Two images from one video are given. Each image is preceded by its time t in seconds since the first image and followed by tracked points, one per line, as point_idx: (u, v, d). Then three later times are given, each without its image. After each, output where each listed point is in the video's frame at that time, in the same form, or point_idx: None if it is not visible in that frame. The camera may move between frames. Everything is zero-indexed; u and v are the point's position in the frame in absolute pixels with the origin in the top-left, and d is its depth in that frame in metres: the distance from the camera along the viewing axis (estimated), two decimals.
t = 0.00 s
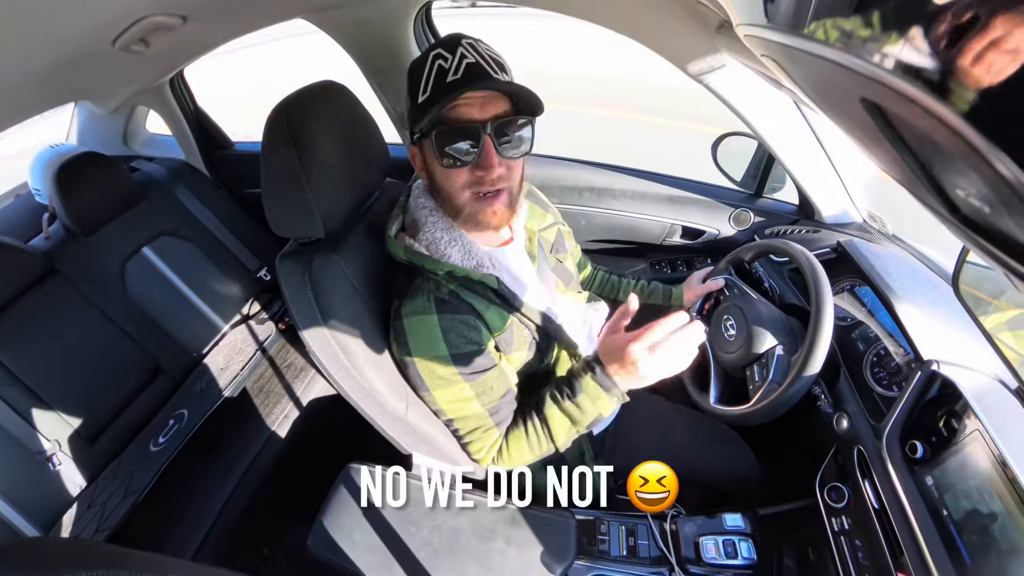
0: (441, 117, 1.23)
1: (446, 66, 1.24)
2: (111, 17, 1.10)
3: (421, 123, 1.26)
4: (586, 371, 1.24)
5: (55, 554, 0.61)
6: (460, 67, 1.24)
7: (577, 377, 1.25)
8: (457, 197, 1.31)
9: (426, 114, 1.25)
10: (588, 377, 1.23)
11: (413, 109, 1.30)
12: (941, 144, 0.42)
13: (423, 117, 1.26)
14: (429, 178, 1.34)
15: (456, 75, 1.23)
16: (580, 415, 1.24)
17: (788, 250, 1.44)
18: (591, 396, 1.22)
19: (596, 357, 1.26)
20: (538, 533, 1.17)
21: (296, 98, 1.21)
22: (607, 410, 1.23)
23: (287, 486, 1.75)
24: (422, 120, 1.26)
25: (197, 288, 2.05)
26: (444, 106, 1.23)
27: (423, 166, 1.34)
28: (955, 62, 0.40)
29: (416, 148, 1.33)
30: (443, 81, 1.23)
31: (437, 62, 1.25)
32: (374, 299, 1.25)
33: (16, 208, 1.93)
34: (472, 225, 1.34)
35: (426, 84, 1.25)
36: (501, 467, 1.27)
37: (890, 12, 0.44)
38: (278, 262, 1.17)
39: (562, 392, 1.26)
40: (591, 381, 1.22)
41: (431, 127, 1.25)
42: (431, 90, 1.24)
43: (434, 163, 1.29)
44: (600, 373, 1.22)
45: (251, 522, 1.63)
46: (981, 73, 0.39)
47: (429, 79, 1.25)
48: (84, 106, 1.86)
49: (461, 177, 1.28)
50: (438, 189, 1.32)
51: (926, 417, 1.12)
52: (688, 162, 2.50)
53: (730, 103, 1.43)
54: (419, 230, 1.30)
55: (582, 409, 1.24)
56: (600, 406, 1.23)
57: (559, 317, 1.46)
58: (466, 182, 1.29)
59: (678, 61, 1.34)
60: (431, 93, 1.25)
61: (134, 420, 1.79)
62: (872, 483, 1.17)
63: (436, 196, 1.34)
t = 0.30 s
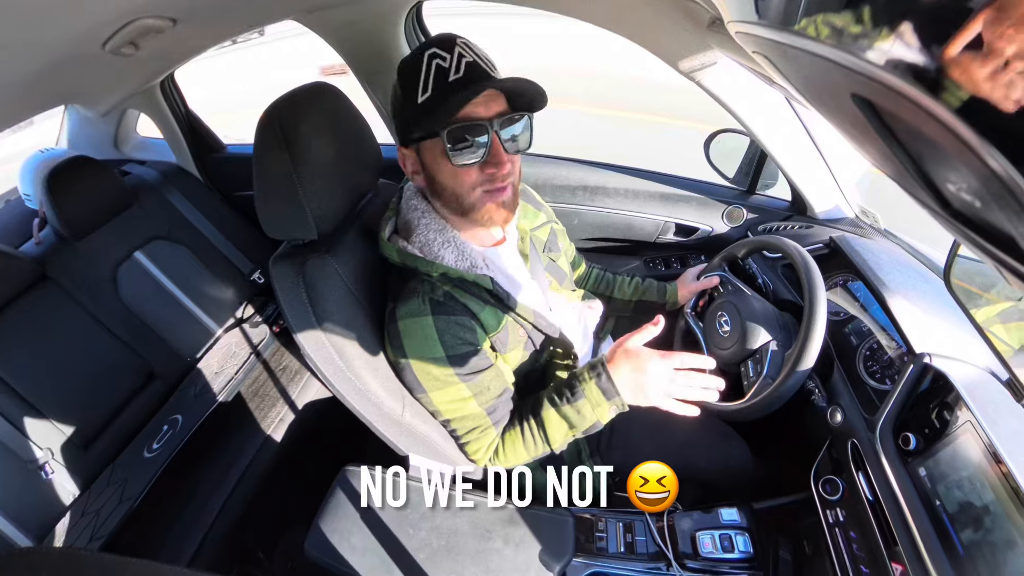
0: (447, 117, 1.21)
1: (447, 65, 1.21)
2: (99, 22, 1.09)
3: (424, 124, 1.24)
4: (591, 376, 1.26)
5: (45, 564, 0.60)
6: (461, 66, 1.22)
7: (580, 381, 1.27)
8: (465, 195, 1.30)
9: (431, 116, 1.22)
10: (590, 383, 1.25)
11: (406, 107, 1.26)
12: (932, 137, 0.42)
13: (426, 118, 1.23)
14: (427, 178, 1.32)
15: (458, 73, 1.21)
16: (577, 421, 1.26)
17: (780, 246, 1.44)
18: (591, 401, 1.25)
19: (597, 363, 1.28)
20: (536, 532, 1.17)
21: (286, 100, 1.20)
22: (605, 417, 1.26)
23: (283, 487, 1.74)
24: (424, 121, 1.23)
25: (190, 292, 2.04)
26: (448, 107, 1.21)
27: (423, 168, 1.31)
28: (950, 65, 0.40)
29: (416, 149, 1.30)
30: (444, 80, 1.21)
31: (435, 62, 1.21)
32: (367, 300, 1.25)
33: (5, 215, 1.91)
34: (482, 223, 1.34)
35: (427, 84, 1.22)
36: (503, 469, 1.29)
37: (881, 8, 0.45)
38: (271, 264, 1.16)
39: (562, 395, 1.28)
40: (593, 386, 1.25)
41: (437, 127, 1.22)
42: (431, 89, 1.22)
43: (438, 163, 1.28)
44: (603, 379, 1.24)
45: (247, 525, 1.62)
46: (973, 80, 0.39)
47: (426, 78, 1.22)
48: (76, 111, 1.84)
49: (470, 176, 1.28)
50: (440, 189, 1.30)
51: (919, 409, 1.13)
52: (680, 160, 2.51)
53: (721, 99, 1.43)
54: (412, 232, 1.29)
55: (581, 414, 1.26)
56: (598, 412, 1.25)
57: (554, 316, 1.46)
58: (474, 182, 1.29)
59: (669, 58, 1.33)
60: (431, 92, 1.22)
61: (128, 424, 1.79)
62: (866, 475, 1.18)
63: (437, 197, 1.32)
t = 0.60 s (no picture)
0: (490, 117, 1.17)
1: (471, 64, 1.17)
2: (89, 26, 1.08)
3: (464, 126, 1.17)
4: (587, 371, 1.27)
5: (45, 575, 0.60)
6: (482, 64, 1.20)
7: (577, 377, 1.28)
8: (499, 191, 1.28)
9: (472, 117, 1.17)
10: (588, 379, 1.26)
11: (429, 108, 1.17)
12: (923, 130, 0.42)
13: (465, 119, 1.17)
14: (452, 182, 1.25)
15: (484, 73, 1.19)
16: (575, 416, 1.27)
17: (774, 242, 1.45)
18: (588, 396, 1.26)
19: (592, 358, 1.29)
20: (534, 530, 1.17)
21: (278, 102, 1.20)
22: (603, 412, 1.27)
23: (279, 490, 1.74)
24: (462, 122, 1.17)
25: (183, 296, 2.03)
26: (485, 107, 1.17)
27: (448, 171, 1.24)
28: (936, 58, 0.40)
29: (439, 151, 1.21)
30: (475, 79, 1.17)
31: (459, 61, 1.17)
32: (362, 301, 1.24)
33: None
34: (510, 217, 1.34)
35: (456, 84, 1.16)
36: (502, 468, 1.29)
37: (871, 3, 0.45)
38: (265, 267, 1.15)
39: (558, 392, 1.28)
40: (589, 382, 1.26)
41: (483, 127, 1.18)
42: (464, 89, 1.16)
43: (473, 163, 1.23)
44: (600, 373, 1.25)
45: (244, 528, 1.62)
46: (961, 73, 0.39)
47: (456, 77, 1.15)
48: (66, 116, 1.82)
49: (502, 172, 1.27)
50: (472, 192, 1.26)
51: (912, 401, 1.14)
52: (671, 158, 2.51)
53: (714, 97, 1.43)
54: (407, 235, 1.29)
55: (579, 411, 1.27)
56: (596, 407, 1.26)
57: (550, 316, 1.46)
58: (505, 176, 1.28)
59: (661, 56, 1.33)
60: (464, 92, 1.16)
61: (123, 430, 1.79)
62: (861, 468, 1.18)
63: (465, 199, 1.27)
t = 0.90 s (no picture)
0: (484, 123, 1.17)
1: (462, 67, 1.17)
2: (81, 27, 1.07)
3: (457, 132, 1.17)
4: (591, 371, 1.29)
5: None
6: (473, 66, 1.19)
7: (580, 377, 1.30)
8: (493, 194, 1.28)
9: (465, 122, 1.17)
10: (591, 379, 1.28)
11: (422, 114, 1.16)
12: (916, 125, 0.42)
13: (457, 124, 1.17)
14: (446, 185, 1.25)
15: (474, 75, 1.18)
16: (577, 415, 1.29)
17: (770, 238, 1.45)
18: (592, 395, 1.27)
19: (596, 357, 1.31)
20: (532, 528, 1.17)
21: (272, 102, 1.19)
22: (605, 411, 1.29)
23: (277, 491, 1.73)
24: (454, 129, 1.17)
25: (178, 298, 2.02)
26: (479, 112, 1.17)
27: (442, 175, 1.24)
28: (935, 55, 0.40)
29: (431, 155, 1.21)
30: (467, 82, 1.17)
31: (449, 64, 1.16)
32: (358, 302, 1.24)
33: None
34: (506, 216, 1.34)
35: (448, 88, 1.15)
36: (502, 469, 1.29)
37: None
38: (261, 268, 1.15)
39: (562, 391, 1.30)
40: (593, 381, 1.28)
41: (477, 133, 1.17)
42: (456, 93, 1.16)
43: (467, 166, 1.23)
44: (604, 373, 1.28)
45: (243, 529, 1.62)
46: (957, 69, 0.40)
47: (448, 81, 1.15)
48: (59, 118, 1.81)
49: (497, 173, 1.27)
50: (468, 194, 1.26)
51: (907, 394, 1.14)
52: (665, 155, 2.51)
53: (709, 94, 1.43)
54: (403, 235, 1.29)
55: (582, 410, 1.28)
56: (598, 407, 1.28)
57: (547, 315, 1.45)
58: (500, 178, 1.28)
59: (656, 54, 1.33)
60: (456, 97, 1.16)
61: (119, 434, 1.78)
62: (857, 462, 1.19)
63: (460, 202, 1.27)
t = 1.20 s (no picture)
0: (479, 140, 1.18)
1: (454, 80, 1.16)
2: (81, 27, 1.08)
3: (451, 148, 1.18)
4: (586, 391, 1.26)
5: None
6: (465, 77, 1.18)
7: (575, 395, 1.27)
8: (489, 203, 1.29)
9: (460, 139, 1.17)
10: (587, 401, 1.25)
11: (414, 130, 1.16)
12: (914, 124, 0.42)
13: (451, 142, 1.17)
14: (442, 197, 1.25)
15: (466, 88, 1.18)
16: (574, 432, 1.27)
17: (769, 239, 1.45)
18: (587, 415, 1.26)
19: (590, 372, 1.28)
20: (532, 529, 1.17)
21: (273, 102, 1.19)
22: (603, 426, 1.28)
23: (277, 491, 1.73)
24: (448, 145, 1.17)
25: (178, 298, 2.02)
26: (473, 129, 1.18)
27: (437, 186, 1.24)
28: (928, 58, 0.41)
29: (426, 169, 1.21)
30: (459, 96, 1.16)
31: (441, 77, 1.14)
32: (359, 302, 1.24)
33: None
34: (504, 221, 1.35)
35: (441, 104, 1.14)
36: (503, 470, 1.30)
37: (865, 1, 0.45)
38: (261, 268, 1.15)
39: (557, 410, 1.28)
40: (589, 402, 1.25)
41: (472, 150, 1.18)
42: (448, 109, 1.15)
43: (461, 180, 1.23)
44: (600, 395, 1.25)
45: (242, 530, 1.62)
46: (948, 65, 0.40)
47: (441, 97, 1.14)
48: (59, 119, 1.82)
49: (492, 185, 1.27)
50: (463, 205, 1.26)
51: (907, 396, 1.14)
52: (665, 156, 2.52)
53: (709, 95, 1.43)
54: (402, 235, 1.28)
55: (579, 427, 1.27)
56: (596, 423, 1.27)
57: (547, 316, 1.46)
58: (496, 188, 1.28)
59: (656, 55, 1.33)
60: (449, 113, 1.15)
61: (118, 434, 1.78)
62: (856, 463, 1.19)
63: (456, 212, 1.28)
